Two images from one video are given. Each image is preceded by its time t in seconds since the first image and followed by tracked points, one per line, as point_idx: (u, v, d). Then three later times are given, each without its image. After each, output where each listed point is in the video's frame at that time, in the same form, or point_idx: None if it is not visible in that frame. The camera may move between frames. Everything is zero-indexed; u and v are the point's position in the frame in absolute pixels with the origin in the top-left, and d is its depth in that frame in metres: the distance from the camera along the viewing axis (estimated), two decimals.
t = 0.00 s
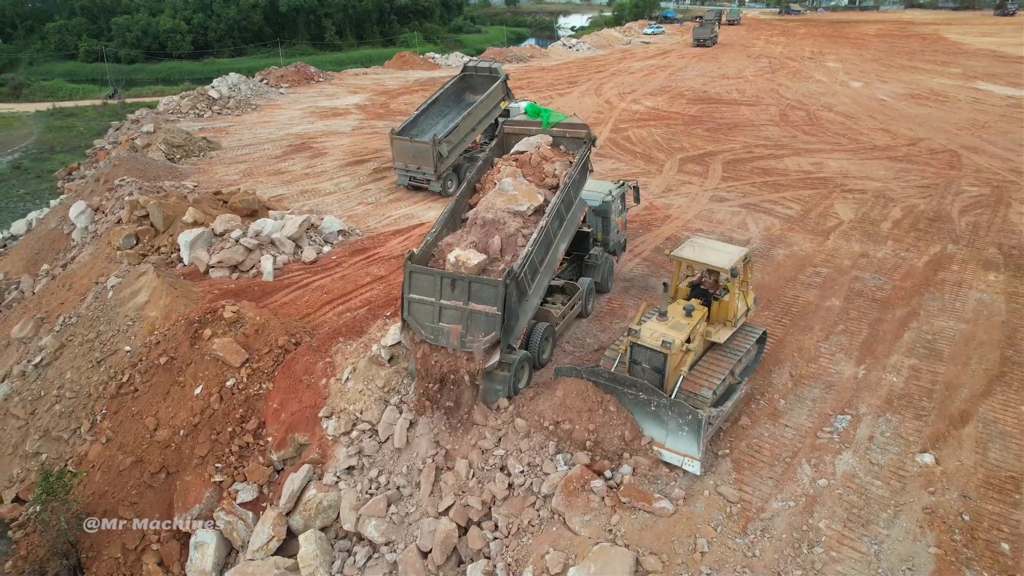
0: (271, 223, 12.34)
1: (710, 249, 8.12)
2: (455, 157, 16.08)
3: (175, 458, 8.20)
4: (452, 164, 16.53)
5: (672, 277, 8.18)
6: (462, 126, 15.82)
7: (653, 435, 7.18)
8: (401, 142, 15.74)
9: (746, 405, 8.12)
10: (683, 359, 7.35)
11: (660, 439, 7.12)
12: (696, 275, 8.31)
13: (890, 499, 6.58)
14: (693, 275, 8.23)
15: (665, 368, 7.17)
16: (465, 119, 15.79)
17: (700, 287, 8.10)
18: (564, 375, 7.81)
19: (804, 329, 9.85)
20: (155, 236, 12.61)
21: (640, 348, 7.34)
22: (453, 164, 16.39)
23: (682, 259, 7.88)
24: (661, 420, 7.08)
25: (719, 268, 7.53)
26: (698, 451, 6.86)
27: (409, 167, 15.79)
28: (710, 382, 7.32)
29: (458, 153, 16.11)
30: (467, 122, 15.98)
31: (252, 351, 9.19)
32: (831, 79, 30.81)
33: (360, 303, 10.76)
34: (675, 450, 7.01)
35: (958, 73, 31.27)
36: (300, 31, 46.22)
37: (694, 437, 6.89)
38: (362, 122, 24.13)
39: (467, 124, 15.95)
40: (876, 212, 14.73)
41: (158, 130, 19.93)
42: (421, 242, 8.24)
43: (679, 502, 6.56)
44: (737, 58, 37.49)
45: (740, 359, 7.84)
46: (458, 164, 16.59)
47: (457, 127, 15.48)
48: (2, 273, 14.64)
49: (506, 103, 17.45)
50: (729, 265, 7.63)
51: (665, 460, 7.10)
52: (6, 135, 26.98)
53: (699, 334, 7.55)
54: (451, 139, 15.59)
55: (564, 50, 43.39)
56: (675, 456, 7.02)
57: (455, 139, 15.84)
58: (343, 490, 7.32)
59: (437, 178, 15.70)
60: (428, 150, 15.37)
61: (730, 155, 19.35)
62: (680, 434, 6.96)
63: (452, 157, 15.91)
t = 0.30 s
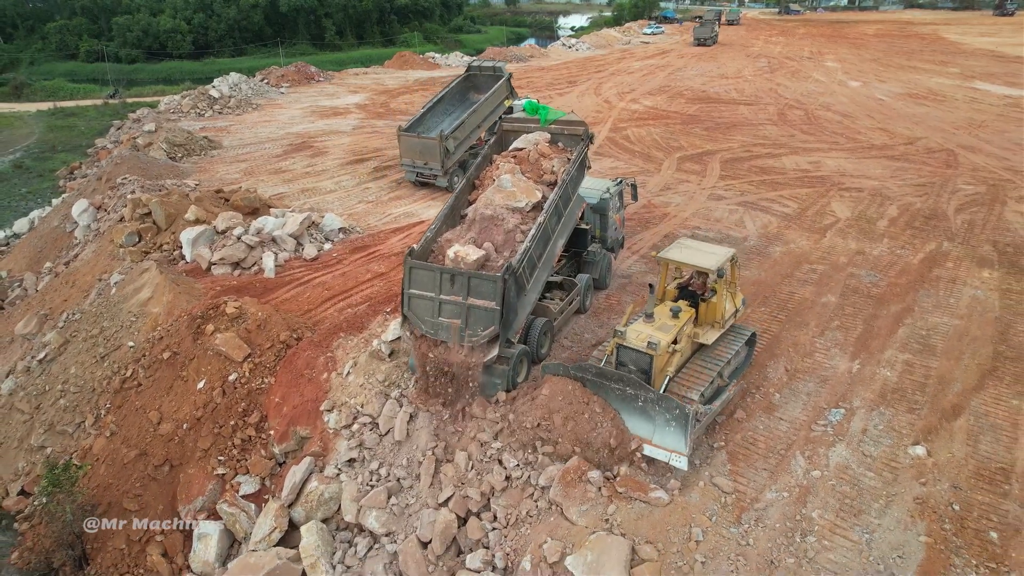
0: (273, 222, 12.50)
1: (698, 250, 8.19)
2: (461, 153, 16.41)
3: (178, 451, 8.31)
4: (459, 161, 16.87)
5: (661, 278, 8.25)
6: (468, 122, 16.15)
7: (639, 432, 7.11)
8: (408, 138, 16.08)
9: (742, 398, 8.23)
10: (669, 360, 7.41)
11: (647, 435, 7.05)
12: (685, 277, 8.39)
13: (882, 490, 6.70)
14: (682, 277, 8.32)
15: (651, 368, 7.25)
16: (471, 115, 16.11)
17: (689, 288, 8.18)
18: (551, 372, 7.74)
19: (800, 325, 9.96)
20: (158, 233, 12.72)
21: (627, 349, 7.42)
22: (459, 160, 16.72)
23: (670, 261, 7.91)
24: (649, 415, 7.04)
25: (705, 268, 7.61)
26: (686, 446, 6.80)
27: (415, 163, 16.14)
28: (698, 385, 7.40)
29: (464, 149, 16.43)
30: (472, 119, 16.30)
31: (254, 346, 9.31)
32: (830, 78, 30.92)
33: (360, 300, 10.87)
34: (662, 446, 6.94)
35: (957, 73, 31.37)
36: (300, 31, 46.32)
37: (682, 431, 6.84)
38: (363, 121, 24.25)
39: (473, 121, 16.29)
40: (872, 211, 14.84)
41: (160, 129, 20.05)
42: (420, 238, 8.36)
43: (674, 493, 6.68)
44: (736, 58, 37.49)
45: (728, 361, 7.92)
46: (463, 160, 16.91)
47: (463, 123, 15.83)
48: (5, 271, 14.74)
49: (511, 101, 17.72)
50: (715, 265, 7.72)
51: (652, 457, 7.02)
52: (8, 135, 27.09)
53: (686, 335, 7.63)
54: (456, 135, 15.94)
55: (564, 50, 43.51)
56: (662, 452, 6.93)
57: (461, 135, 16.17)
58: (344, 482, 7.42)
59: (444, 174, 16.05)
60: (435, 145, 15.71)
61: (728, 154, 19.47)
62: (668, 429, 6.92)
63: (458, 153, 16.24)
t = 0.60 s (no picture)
0: (274, 218, 12.59)
1: (687, 250, 8.24)
2: (467, 149, 16.69)
3: (182, 443, 8.43)
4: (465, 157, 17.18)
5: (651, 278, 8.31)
6: (474, 118, 16.45)
7: (627, 429, 7.07)
8: (416, 134, 16.40)
9: (738, 391, 8.36)
10: (658, 360, 7.48)
11: (634, 431, 7.02)
12: (675, 277, 8.43)
13: (874, 479, 6.84)
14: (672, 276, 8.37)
15: (640, 369, 7.29)
16: (477, 111, 16.41)
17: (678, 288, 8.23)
18: (540, 367, 7.71)
19: (795, 320, 10.09)
20: (161, 230, 12.84)
21: (615, 350, 7.49)
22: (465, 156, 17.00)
23: (659, 261, 7.95)
24: (637, 411, 7.03)
25: (694, 269, 7.67)
26: (673, 442, 6.77)
27: (422, 158, 16.41)
28: (688, 385, 7.47)
29: (471, 145, 16.72)
30: (478, 115, 16.58)
31: (256, 340, 9.43)
32: (828, 78, 31.05)
33: (361, 295, 11.00)
34: (650, 442, 6.91)
35: (955, 73, 31.50)
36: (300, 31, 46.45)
37: (670, 428, 6.83)
38: (363, 120, 24.38)
39: (479, 117, 16.58)
40: (868, 208, 14.97)
41: (162, 128, 20.18)
42: (421, 233, 8.49)
43: (670, 483, 6.81)
44: (736, 58, 37.39)
45: (719, 359, 7.97)
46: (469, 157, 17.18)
47: (470, 119, 16.17)
48: (9, 268, 14.85)
49: (514, 99, 17.82)
50: (704, 266, 7.78)
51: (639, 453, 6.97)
52: (10, 134, 27.21)
53: (675, 335, 7.71)
54: (463, 131, 16.26)
55: (563, 50, 43.63)
56: (649, 449, 6.89)
57: (468, 132, 16.49)
58: (346, 473, 7.55)
59: (450, 169, 16.36)
60: (442, 141, 16.04)
61: (726, 152, 19.60)
62: (656, 425, 6.91)
63: (465, 149, 16.55)
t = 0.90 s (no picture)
0: (276, 215, 12.70)
1: (678, 248, 8.34)
2: (473, 146, 16.83)
3: (186, 435, 8.57)
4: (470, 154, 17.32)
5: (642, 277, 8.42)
6: (481, 115, 16.58)
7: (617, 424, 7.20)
8: (422, 130, 16.52)
9: (733, 384, 8.50)
10: (649, 358, 7.59)
11: (624, 427, 7.15)
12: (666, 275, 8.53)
13: (866, 469, 6.98)
14: (663, 275, 8.47)
15: (630, 366, 7.41)
16: (484, 108, 16.54)
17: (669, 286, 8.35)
18: (531, 363, 7.78)
19: (791, 315, 10.23)
20: (164, 227, 12.97)
21: (606, 348, 7.59)
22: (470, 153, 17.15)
23: (650, 260, 8.05)
24: (627, 406, 7.14)
25: (684, 268, 7.76)
26: (662, 438, 6.88)
27: (429, 154, 16.57)
28: (679, 381, 7.54)
29: (476, 141, 16.86)
30: (485, 112, 16.73)
31: (259, 334, 9.58)
32: (826, 77, 31.19)
33: (362, 291, 11.13)
34: (639, 438, 7.03)
35: (953, 72, 31.63)
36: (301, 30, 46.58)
37: (659, 423, 6.93)
38: (364, 119, 24.52)
39: (485, 114, 16.71)
40: (864, 206, 15.10)
41: (164, 126, 20.32)
42: (421, 228, 8.63)
43: (665, 471, 6.95)
44: (735, 58, 37.41)
45: (710, 358, 8.05)
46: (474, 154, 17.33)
47: (476, 115, 16.30)
48: (13, 264, 14.95)
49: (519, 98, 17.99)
50: (694, 264, 7.87)
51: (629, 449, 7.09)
52: (12, 133, 27.32)
53: (665, 334, 7.80)
54: (470, 128, 16.43)
55: (563, 50, 43.76)
56: (639, 444, 7.01)
57: (474, 128, 16.62)
58: (348, 463, 7.70)
59: (456, 165, 16.50)
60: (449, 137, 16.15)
61: (725, 151, 19.74)
62: (645, 420, 7.01)
63: (471, 145, 16.68)
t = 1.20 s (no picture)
0: (278, 212, 12.83)
1: (675, 243, 8.46)
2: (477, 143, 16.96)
3: (190, 427, 8.70)
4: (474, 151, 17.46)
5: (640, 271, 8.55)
6: (486, 112, 16.72)
7: (615, 416, 7.34)
8: (428, 127, 16.69)
9: (728, 377, 8.64)
10: (646, 351, 7.75)
11: (622, 419, 7.28)
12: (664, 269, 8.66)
13: (857, 458, 7.12)
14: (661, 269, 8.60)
15: (628, 359, 7.59)
16: (489, 106, 16.68)
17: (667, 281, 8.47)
18: (531, 355, 7.90)
19: (786, 310, 10.37)
20: (166, 224, 13.11)
21: (604, 341, 7.76)
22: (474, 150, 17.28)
23: (648, 255, 8.18)
24: (625, 399, 7.29)
25: (681, 262, 7.89)
26: (659, 430, 7.01)
27: (433, 151, 16.73)
28: (676, 374, 7.70)
29: (481, 139, 16.99)
30: (489, 110, 16.86)
31: (262, 328, 9.73)
32: (825, 77, 31.32)
33: (363, 286, 11.27)
34: (636, 430, 7.16)
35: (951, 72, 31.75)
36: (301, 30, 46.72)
37: (656, 416, 7.06)
38: (364, 118, 24.65)
39: (490, 112, 16.85)
40: (860, 204, 15.24)
41: (165, 125, 20.45)
42: (421, 224, 8.78)
43: (661, 461, 7.10)
44: (733, 59, 37.16)
45: (706, 351, 8.19)
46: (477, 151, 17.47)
47: (481, 113, 16.43)
48: (16, 262, 15.07)
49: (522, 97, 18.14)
50: (691, 259, 7.99)
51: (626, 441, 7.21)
52: (14, 132, 27.44)
53: (663, 328, 7.94)
54: (474, 125, 16.56)
55: (563, 49, 43.86)
56: (636, 436, 7.13)
57: (479, 126, 16.75)
58: (349, 455, 7.84)
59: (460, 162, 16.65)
60: (453, 134, 16.32)
61: (723, 150, 19.86)
62: (643, 413, 7.15)
63: (475, 143, 16.82)
